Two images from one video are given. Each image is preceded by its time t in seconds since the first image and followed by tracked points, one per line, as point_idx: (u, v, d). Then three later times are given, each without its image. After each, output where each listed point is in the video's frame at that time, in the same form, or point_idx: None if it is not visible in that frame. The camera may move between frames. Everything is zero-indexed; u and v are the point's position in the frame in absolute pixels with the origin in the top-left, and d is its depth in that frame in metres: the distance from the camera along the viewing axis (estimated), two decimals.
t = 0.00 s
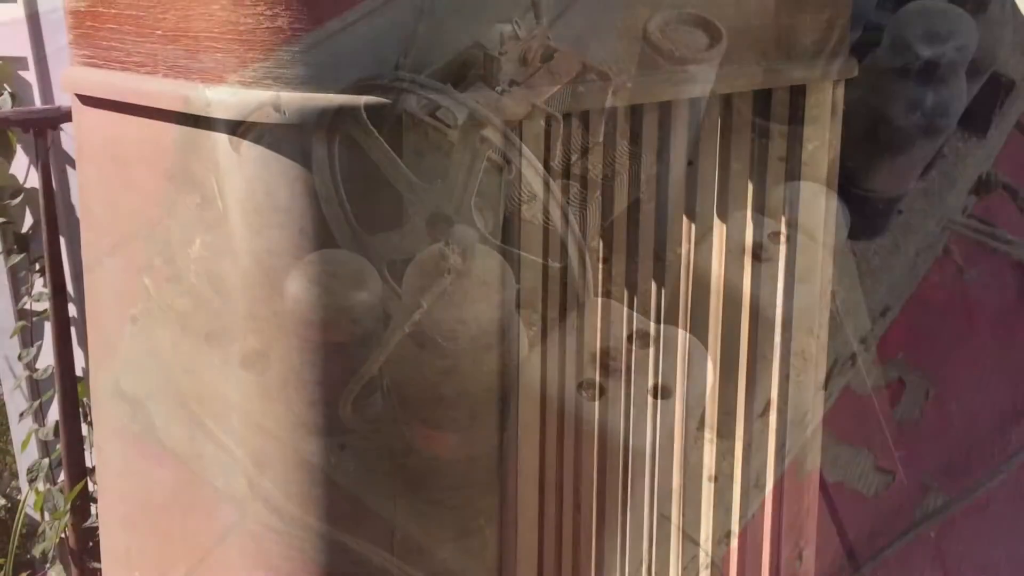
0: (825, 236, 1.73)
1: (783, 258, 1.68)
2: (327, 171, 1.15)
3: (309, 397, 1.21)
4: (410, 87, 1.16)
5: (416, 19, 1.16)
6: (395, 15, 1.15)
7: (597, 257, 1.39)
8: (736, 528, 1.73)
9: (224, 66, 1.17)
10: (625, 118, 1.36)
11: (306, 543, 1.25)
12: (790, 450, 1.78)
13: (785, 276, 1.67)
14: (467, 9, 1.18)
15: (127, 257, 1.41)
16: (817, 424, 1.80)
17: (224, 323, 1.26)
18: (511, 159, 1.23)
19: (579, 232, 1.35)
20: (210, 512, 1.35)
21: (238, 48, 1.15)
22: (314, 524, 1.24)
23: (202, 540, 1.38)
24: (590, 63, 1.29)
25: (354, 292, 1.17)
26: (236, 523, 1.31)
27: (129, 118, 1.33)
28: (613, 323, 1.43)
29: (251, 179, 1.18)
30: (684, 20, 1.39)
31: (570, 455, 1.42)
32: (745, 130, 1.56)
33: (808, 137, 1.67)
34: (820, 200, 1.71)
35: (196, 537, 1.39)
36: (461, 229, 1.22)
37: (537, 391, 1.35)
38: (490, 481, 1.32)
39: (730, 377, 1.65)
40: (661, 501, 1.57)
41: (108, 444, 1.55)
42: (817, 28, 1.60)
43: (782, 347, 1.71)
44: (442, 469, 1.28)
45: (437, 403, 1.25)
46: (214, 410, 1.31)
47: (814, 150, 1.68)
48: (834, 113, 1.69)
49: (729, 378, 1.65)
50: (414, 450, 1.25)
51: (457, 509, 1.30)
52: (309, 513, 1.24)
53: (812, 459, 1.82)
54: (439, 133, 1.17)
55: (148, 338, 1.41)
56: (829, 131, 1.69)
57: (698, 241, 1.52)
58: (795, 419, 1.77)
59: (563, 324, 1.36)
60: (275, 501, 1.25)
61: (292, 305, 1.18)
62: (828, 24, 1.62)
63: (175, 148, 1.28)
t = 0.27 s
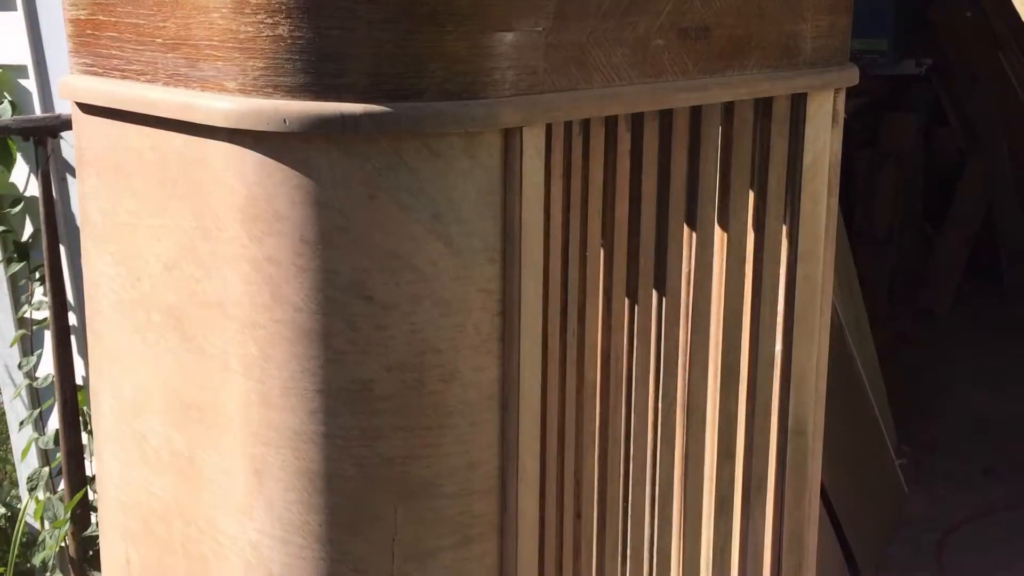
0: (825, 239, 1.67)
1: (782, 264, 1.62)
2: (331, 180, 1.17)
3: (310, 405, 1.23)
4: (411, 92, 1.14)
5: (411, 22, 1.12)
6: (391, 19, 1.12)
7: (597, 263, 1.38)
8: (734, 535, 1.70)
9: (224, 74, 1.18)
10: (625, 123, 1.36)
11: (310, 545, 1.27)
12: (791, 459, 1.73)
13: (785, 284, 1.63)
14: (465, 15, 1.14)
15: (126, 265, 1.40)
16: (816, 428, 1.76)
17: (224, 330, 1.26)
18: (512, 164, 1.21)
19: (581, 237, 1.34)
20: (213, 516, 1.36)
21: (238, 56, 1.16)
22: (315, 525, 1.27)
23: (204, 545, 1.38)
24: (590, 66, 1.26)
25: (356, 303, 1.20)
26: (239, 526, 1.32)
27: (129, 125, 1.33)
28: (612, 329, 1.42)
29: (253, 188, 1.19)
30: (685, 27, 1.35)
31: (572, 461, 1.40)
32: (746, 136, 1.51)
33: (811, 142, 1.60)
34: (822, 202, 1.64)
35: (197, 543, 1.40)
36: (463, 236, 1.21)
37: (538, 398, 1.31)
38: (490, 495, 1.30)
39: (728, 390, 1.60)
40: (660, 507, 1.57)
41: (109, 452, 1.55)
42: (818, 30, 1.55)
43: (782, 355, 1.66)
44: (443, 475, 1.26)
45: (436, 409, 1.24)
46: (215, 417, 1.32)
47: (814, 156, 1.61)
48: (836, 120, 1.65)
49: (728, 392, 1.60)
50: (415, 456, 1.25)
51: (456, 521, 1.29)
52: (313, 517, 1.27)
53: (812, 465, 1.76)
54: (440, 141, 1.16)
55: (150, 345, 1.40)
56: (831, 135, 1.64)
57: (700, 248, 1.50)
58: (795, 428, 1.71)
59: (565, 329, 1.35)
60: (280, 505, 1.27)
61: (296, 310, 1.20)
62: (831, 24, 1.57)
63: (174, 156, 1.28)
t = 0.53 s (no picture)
0: (826, 247, 1.66)
1: (784, 272, 1.62)
2: (331, 188, 1.16)
3: (311, 414, 1.22)
4: (412, 100, 1.14)
5: (411, 30, 1.12)
6: (391, 27, 1.12)
7: (598, 271, 1.37)
8: (736, 545, 1.70)
9: (224, 82, 1.18)
10: (625, 131, 1.35)
11: (310, 554, 1.27)
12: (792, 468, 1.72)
13: (786, 293, 1.63)
14: (464, 23, 1.14)
15: (127, 273, 1.40)
16: (817, 436, 1.75)
17: (224, 339, 1.26)
18: (512, 173, 1.21)
19: (581, 245, 1.34)
20: (212, 525, 1.35)
21: (238, 65, 1.16)
22: (315, 534, 1.26)
23: (203, 555, 1.38)
24: (591, 75, 1.26)
25: (356, 311, 1.19)
26: (239, 536, 1.31)
27: (129, 134, 1.33)
28: (614, 340, 1.41)
29: (252, 197, 1.19)
30: (685, 35, 1.35)
31: (573, 469, 1.40)
32: (747, 145, 1.50)
33: (811, 150, 1.60)
34: (823, 210, 1.64)
35: (196, 552, 1.40)
36: (462, 245, 1.20)
37: (538, 406, 1.30)
38: (489, 503, 1.29)
39: (728, 399, 1.60)
40: (661, 517, 1.56)
41: (108, 460, 1.54)
42: (819, 38, 1.55)
43: (782, 363, 1.66)
44: (443, 483, 1.26)
45: (437, 418, 1.24)
46: (215, 426, 1.31)
47: (815, 164, 1.61)
48: (837, 127, 1.64)
49: (728, 401, 1.60)
50: (415, 465, 1.24)
51: (457, 530, 1.28)
52: (313, 526, 1.26)
53: (813, 474, 1.76)
54: (440, 149, 1.16)
55: (150, 355, 1.39)
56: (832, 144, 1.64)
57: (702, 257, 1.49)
58: (796, 436, 1.70)
59: (565, 337, 1.34)
60: (279, 514, 1.27)
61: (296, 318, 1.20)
62: (833, 32, 1.57)
63: (173, 165, 1.27)
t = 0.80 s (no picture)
0: (827, 255, 1.66)
1: (784, 280, 1.61)
2: (332, 196, 1.16)
3: (311, 423, 1.22)
4: (412, 108, 1.13)
5: (411, 38, 1.12)
6: (391, 34, 1.11)
7: (598, 280, 1.37)
8: (738, 553, 1.69)
9: (224, 90, 1.18)
10: (626, 140, 1.35)
11: (310, 563, 1.27)
12: (794, 477, 1.71)
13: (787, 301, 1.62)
14: (464, 31, 1.14)
15: (126, 281, 1.40)
16: (818, 446, 1.74)
17: (224, 347, 1.26)
18: (513, 181, 1.21)
19: (582, 254, 1.33)
20: (212, 534, 1.35)
21: (238, 73, 1.16)
22: (316, 543, 1.26)
23: (202, 564, 1.38)
24: (592, 83, 1.25)
25: (357, 319, 1.19)
26: (239, 544, 1.31)
27: (129, 142, 1.33)
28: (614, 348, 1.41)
29: (252, 206, 1.19)
30: (686, 43, 1.34)
31: (573, 477, 1.39)
32: (748, 153, 1.50)
33: (812, 158, 1.60)
34: (825, 218, 1.63)
35: (196, 561, 1.39)
36: (462, 254, 1.20)
37: (539, 415, 1.30)
38: (490, 512, 1.29)
39: (730, 408, 1.59)
40: (662, 525, 1.55)
41: (108, 468, 1.54)
42: (821, 46, 1.54)
43: (784, 372, 1.65)
44: (444, 492, 1.25)
45: (437, 427, 1.23)
46: (215, 434, 1.31)
47: (816, 173, 1.60)
48: (839, 135, 1.64)
49: (730, 409, 1.59)
50: (416, 473, 1.24)
51: (457, 539, 1.28)
52: (313, 535, 1.26)
53: (815, 483, 1.75)
54: (441, 158, 1.16)
55: (150, 365, 1.39)
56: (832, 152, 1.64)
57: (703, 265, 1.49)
58: (797, 445, 1.69)
59: (566, 346, 1.34)
60: (279, 523, 1.26)
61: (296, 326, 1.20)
62: (834, 40, 1.57)
63: (173, 173, 1.27)
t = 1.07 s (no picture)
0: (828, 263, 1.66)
1: (785, 288, 1.61)
2: (332, 205, 1.16)
3: (312, 431, 1.22)
4: (413, 117, 1.13)
5: (411, 46, 1.11)
6: (392, 42, 1.11)
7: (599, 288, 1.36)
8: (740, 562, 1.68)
9: (225, 98, 1.17)
10: (627, 148, 1.35)
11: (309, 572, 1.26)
12: (795, 485, 1.70)
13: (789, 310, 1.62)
14: (465, 39, 1.13)
15: (126, 290, 1.39)
16: (818, 455, 1.74)
17: (224, 356, 1.25)
18: (513, 189, 1.20)
19: (583, 262, 1.33)
20: (212, 542, 1.34)
21: (238, 81, 1.15)
22: (316, 552, 1.25)
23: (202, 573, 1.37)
24: (592, 91, 1.25)
25: (358, 328, 1.18)
26: (239, 554, 1.31)
27: (130, 150, 1.33)
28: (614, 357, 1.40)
29: (252, 214, 1.18)
30: (687, 51, 1.34)
31: (574, 486, 1.39)
32: (750, 162, 1.49)
33: (814, 167, 1.59)
34: (825, 227, 1.63)
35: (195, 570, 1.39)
36: (462, 263, 1.19)
37: (540, 424, 1.29)
38: (490, 520, 1.28)
39: (731, 416, 1.59)
40: (664, 534, 1.54)
41: (108, 477, 1.53)
42: (822, 54, 1.54)
43: (785, 381, 1.64)
44: (445, 501, 1.25)
45: (438, 436, 1.23)
46: (215, 443, 1.30)
47: (817, 182, 1.60)
48: (839, 144, 1.63)
49: (731, 418, 1.59)
50: (416, 482, 1.23)
51: (458, 547, 1.27)
52: (313, 544, 1.25)
53: (816, 492, 1.75)
54: (441, 166, 1.16)
55: (150, 373, 1.38)
56: (833, 160, 1.63)
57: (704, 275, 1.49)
58: (798, 453, 1.69)
59: (567, 355, 1.33)
60: (279, 532, 1.26)
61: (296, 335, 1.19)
62: (835, 48, 1.56)
63: (173, 182, 1.27)
